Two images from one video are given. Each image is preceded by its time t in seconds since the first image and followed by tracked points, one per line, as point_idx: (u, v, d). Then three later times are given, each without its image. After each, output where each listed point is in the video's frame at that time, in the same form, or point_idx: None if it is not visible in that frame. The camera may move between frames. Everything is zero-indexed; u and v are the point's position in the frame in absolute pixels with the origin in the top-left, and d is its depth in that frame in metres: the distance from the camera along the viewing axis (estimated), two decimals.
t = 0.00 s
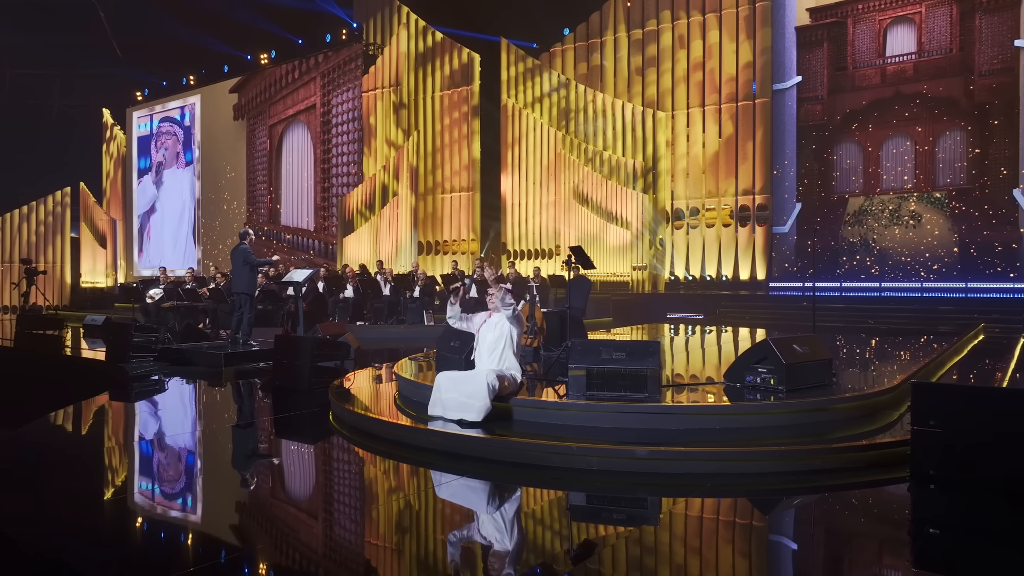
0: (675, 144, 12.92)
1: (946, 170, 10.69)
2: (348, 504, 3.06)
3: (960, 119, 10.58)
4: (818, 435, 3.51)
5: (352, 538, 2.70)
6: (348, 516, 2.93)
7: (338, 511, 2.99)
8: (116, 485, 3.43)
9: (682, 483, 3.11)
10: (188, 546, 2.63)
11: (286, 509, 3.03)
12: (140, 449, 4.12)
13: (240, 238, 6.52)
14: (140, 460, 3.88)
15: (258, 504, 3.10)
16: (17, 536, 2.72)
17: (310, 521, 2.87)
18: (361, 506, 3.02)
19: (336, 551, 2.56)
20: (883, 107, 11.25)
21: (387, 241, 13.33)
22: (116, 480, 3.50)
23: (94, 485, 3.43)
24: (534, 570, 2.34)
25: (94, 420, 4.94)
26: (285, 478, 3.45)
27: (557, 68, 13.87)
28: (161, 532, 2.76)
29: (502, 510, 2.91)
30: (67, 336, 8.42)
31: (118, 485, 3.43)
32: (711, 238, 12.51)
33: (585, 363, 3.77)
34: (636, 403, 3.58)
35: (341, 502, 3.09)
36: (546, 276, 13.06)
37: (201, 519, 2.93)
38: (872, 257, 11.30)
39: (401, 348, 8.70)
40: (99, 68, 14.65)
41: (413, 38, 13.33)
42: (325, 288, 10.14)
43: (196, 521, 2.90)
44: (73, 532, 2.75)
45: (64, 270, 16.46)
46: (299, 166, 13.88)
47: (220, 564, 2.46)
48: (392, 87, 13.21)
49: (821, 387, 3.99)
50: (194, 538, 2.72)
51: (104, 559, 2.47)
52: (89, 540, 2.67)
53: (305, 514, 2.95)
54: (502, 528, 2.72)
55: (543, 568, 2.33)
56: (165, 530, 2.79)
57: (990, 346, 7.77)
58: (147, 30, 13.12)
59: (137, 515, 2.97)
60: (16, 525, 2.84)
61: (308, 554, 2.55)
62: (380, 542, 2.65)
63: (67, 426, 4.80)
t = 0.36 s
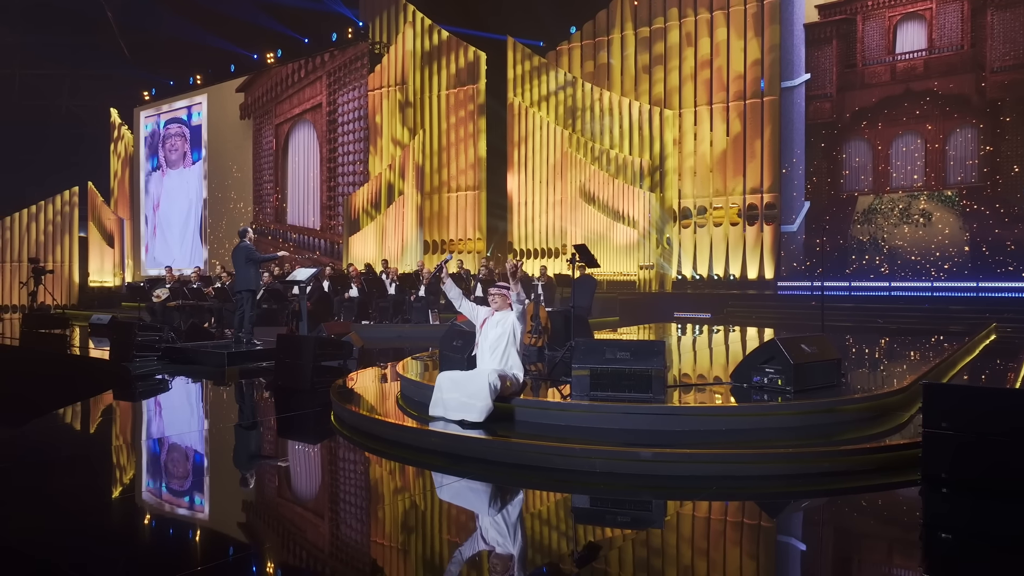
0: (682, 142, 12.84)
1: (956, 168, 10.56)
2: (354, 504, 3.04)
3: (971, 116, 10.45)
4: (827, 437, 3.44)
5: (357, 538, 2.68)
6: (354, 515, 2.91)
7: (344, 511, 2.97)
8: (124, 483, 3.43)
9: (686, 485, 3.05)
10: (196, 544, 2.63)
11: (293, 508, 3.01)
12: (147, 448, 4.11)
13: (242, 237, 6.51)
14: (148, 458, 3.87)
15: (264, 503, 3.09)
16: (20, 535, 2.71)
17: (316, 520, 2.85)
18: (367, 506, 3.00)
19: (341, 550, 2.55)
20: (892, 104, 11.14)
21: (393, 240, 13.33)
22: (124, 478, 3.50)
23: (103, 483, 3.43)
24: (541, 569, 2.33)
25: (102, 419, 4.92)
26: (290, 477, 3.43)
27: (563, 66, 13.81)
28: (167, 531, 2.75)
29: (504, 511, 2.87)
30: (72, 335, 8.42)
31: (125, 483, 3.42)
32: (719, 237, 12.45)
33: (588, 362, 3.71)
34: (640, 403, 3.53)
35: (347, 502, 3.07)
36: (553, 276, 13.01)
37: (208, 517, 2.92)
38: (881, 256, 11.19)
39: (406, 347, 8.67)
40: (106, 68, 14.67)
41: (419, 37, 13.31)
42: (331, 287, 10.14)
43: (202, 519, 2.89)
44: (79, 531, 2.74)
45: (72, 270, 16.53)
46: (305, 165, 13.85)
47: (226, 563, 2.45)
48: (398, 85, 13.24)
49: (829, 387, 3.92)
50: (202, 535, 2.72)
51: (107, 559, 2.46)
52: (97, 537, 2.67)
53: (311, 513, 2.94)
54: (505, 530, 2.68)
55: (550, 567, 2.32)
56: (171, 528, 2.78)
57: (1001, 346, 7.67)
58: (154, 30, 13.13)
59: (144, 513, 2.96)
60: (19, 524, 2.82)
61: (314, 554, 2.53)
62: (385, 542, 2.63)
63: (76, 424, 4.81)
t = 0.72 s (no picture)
0: (689, 141, 12.74)
1: (967, 166, 10.43)
2: (360, 504, 3.02)
3: (982, 113, 10.32)
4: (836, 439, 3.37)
5: (364, 537, 2.66)
6: (360, 516, 2.89)
7: (350, 511, 2.95)
8: (132, 481, 3.42)
9: (691, 488, 2.99)
10: (204, 543, 2.63)
11: (300, 508, 3.00)
12: (154, 447, 4.08)
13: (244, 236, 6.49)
14: (155, 456, 3.86)
15: (271, 503, 3.07)
16: (24, 534, 2.69)
17: (323, 520, 2.84)
18: (373, 506, 2.97)
19: (348, 551, 2.54)
20: (902, 102, 11.01)
21: (398, 239, 13.29)
22: (132, 476, 3.49)
23: (111, 480, 3.43)
24: (547, 569, 2.30)
25: (112, 419, 4.87)
26: (297, 477, 3.40)
27: (570, 64, 13.77)
28: (174, 530, 2.75)
29: (506, 514, 2.82)
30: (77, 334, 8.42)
31: (133, 481, 3.41)
32: (727, 236, 12.33)
33: (592, 362, 3.66)
34: (645, 404, 3.46)
35: (353, 502, 3.04)
36: (559, 275, 12.94)
37: (215, 516, 2.91)
38: (890, 255, 11.07)
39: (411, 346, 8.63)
40: (114, 68, 14.70)
41: (425, 35, 13.34)
42: (336, 287, 10.12)
43: (209, 519, 2.88)
44: (86, 529, 2.73)
45: (80, 270, 16.50)
46: (311, 164, 13.85)
47: (234, 563, 2.44)
48: (404, 84, 13.25)
49: (839, 388, 3.84)
50: (210, 532, 2.73)
51: (114, 558, 2.45)
52: (105, 536, 2.67)
53: (317, 513, 2.92)
54: (507, 533, 2.63)
55: (556, 567, 2.30)
56: (179, 527, 2.78)
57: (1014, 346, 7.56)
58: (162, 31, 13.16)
59: (152, 511, 2.96)
60: (23, 523, 2.80)
61: (321, 554, 2.52)
62: (391, 542, 2.60)
63: (85, 422, 4.80)
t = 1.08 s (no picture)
0: (697, 140, 12.65)
1: (979, 164, 10.29)
2: (366, 505, 2.98)
3: (994, 111, 10.19)
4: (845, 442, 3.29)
5: (370, 537, 2.64)
6: (366, 516, 2.86)
7: (356, 511, 2.92)
8: (140, 479, 3.41)
9: (696, 493, 2.92)
10: (213, 540, 2.62)
11: (305, 508, 2.97)
12: (161, 446, 4.06)
13: (247, 236, 6.46)
14: (163, 455, 3.85)
15: (277, 502, 3.04)
16: (30, 534, 2.67)
17: (330, 520, 2.81)
18: (378, 507, 2.93)
19: (354, 550, 2.51)
20: (913, 100, 10.89)
21: (404, 239, 13.27)
22: (140, 474, 3.49)
23: (119, 479, 3.42)
24: (554, 569, 2.27)
25: (121, 418, 4.85)
26: (303, 477, 3.38)
27: (577, 63, 13.69)
28: (181, 529, 2.72)
29: (508, 517, 2.76)
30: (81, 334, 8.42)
31: (141, 479, 3.40)
32: (735, 235, 12.24)
33: (595, 363, 3.60)
34: (649, 406, 3.39)
35: (359, 503, 3.01)
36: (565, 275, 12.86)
37: (223, 515, 2.90)
38: (901, 255, 10.94)
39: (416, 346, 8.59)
40: (122, 69, 14.74)
41: (431, 34, 13.24)
42: (341, 287, 10.13)
43: (216, 517, 2.86)
44: (94, 528, 2.72)
45: (88, 269, 16.44)
46: (317, 164, 13.82)
47: (242, 562, 2.42)
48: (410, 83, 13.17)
49: (849, 390, 3.75)
50: (218, 530, 2.72)
51: (121, 557, 2.43)
52: (114, 534, 2.67)
53: (323, 513, 2.89)
54: (509, 535, 2.59)
55: (563, 567, 2.27)
56: (186, 525, 2.76)
57: None
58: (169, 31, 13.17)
59: (160, 510, 2.95)
60: (27, 523, 2.78)
61: (328, 554, 2.50)
62: (397, 542, 2.58)
63: (94, 422, 4.78)
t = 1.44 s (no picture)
0: (705, 139, 12.59)
1: (992, 162, 10.14)
2: (371, 506, 2.94)
3: (1007, 108, 10.03)
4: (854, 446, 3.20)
5: (376, 538, 2.61)
6: (372, 516, 2.82)
7: (362, 511, 2.89)
8: (148, 479, 3.40)
9: (700, 498, 2.84)
10: (222, 538, 2.62)
11: (311, 508, 2.94)
12: (169, 447, 4.04)
13: (251, 235, 6.43)
14: (170, 455, 3.83)
15: (284, 502, 3.02)
16: (38, 533, 2.66)
17: (336, 521, 2.78)
18: (384, 508, 2.90)
19: (361, 550, 2.49)
20: (924, 97, 10.75)
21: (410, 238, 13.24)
22: (148, 474, 3.48)
23: (128, 478, 3.42)
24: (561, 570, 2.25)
25: (129, 415, 4.90)
26: (309, 477, 3.34)
27: (584, 62, 13.62)
28: (188, 529, 2.71)
29: (509, 522, 2.70)
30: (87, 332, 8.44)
31: (149, 479, 3.40)
32: (744, 235, 12.16)
33: (598, 364, 3.53)
34: (653, 408, 3.32)
35: (365, 503, 2.97)
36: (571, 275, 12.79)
37: (230, 514, 2.88)
38: (912, 254, 10.79)
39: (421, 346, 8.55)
40: (130, 69, 14.77)
41: (437, 33, 13.17)
42: (346, 287, 10.13)
43: (223, 517, 2.84)
44: (101, 527, 2.72)
45: (96, 269, 16.84)
46: (324, 164, 13.77)
47: (251, 561, 2.40)
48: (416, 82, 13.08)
49: (858, 392, 3.66)
50: (226, 529, 2.70)
51: (129, 557, 2.41)
52: (122, 532, 2.66)
53: (329, 513, 2.86)
54: (510, 539, 2.54)
55: (570, 568, 2.25)
56: (193, 524, 2.75)
57: None
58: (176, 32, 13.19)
59: (168, 509, 2.94)
60: (34, 523, 2.76)
61: (334, 554, 2.47)
62: (403, 542, 2.55)
63: (101, 421, 4.74)
